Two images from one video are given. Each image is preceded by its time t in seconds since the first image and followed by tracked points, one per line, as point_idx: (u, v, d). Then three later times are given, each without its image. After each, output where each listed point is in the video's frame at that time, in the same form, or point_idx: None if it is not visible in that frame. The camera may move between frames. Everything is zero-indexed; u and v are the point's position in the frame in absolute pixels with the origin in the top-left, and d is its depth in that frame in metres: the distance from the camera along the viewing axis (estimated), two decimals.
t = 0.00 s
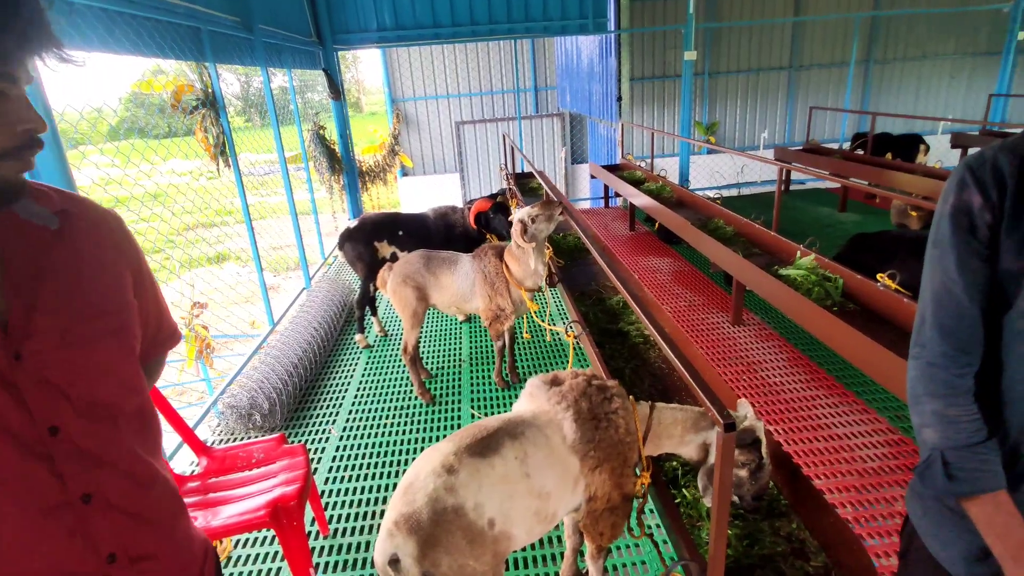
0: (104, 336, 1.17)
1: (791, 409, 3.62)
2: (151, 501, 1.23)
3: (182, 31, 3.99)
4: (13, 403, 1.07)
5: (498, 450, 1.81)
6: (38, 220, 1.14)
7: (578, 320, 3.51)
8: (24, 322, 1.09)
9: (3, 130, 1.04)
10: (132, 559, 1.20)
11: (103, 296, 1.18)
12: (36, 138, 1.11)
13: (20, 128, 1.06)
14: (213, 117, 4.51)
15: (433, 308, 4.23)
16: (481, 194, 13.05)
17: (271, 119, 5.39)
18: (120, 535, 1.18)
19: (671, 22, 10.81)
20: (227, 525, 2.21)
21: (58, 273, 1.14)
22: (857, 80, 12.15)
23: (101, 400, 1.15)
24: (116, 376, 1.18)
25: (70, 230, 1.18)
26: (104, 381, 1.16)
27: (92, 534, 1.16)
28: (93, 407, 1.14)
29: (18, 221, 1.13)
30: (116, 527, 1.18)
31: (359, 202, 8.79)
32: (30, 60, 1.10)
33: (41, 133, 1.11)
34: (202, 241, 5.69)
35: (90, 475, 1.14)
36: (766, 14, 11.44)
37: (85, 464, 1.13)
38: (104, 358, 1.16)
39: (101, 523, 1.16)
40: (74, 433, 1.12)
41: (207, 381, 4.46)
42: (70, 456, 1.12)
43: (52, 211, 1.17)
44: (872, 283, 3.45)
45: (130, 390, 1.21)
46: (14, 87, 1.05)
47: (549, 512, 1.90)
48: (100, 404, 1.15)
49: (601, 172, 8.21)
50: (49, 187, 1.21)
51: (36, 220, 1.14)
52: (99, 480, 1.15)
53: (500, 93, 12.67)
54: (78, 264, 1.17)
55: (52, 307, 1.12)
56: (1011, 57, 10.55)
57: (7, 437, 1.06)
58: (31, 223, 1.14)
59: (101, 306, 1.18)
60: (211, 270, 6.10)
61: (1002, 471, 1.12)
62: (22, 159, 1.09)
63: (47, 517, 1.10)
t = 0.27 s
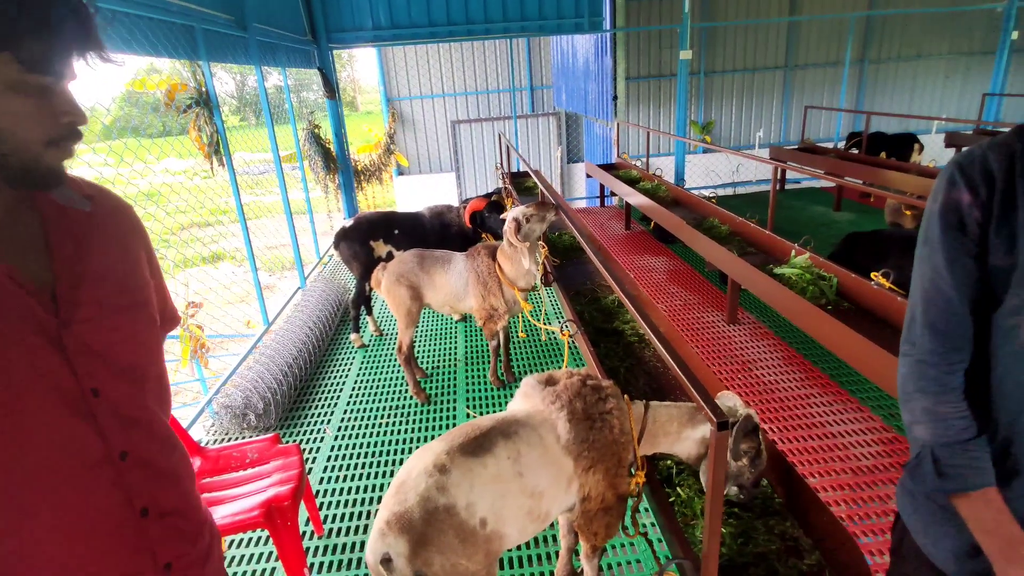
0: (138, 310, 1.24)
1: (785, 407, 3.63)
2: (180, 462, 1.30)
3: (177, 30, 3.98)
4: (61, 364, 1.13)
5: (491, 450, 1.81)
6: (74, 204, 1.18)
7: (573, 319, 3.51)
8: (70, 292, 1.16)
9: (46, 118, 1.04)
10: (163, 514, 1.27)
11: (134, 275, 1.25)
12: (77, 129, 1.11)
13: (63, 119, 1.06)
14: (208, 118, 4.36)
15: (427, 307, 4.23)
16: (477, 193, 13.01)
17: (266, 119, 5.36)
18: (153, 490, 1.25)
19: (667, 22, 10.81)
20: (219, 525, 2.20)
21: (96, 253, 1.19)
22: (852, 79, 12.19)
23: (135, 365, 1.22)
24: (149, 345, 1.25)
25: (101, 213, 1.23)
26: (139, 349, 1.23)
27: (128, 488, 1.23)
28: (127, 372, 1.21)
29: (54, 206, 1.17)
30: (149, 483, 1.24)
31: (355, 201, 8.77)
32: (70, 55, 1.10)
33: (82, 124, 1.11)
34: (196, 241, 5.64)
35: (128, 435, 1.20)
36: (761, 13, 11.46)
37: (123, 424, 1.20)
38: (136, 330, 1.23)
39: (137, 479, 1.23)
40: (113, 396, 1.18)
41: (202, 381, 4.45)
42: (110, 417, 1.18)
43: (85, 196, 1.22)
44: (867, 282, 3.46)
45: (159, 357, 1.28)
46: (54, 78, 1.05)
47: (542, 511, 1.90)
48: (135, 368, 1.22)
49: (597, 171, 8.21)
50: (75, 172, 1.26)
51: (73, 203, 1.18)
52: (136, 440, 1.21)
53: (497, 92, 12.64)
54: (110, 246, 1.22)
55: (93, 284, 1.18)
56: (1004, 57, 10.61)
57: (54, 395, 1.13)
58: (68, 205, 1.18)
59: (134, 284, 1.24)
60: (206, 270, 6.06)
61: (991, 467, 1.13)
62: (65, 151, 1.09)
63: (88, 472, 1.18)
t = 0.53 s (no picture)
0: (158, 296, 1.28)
1: (782, 406, 3.64)
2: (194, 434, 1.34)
3: (173, 27, 3.96)
4: (97, 340, 1.14)
5: (486, 451, 1.80)
6: (96, 198, 1.19)
7: (570, 318, 3.51)
8: (103, 275, 1.17)
9: (79, 120, 1.03)
10: (186, 484, 1.30)
11: (152, 265, 1.28)
12: (105, 131, 1.10)
13: (93, 119, 1.05)
14: (203, 115, 4.38)
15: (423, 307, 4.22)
16: (474, 191, 12.98)
17: (262, 118, 5.34)
18: (177, 461, 1.27)
19: (665, 20, 10.81)
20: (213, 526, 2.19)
21: (119, 245, 1.21)
22: (849, 78, 12.21)
23: (160, 342, 1.25)
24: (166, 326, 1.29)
25: (121, 206, 1.25)
26: (163, 329, 1.26)
27: (157, 459, 1.24)
28: (154, 349, 1.24)
29: (79, 198, 1.17)
30: (176, 453, 1.27)
31: (352, 200, 8.75)
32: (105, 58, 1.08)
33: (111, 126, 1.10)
34: (193, 240, 5.62)
35: (156, 408, 1.23)
36: (759, 12, 11.46)
37: (151, 398, 1.22)
38: (161, 310, 1.27)
39: (165, 451, 1.25)
40: (146, 370, 1.21)
41: (198, 380, 4.43)
42: (142, 390, 1.20)
43: (104, 190, 1.23)
44: (863, 281, 3.47)
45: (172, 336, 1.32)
46: (90, 82, 1.04)
47: (537, 512, 1.90)
48: (158, 345, 1.25)
49: (595, 170, 8.20)
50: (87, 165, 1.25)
51: (96, 198, 1.20)
52: (162, 412, 1.24)
53: (494, 91, 12.62)
54: (134, 236, 1.24)
55: (123, 272, 1.19)
56: (1001, 56, 10.63)
57: (95, 369, 1.12)
58: (90, 199, 1.19)
59: (153, 274, 1.27)
60: (202, 269, 6.04)
61: (984, 465, 1.13)
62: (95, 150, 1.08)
63: (124, 444, 1.17)
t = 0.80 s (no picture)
0: (164, 289, 1.29)
1: (781, 405, 3.63)
2: (197, 426, 1.33)
3: (173, 24, 3.96)
4: (107, 329, 1.13)
5: (486, 449, 1.79)
6: (105, 192, 1.22)
7: (569, 316, 3.51)
8: (115, 266, 1.18)
9: (91, 116, 1.03)
10: (190, 475, 1.28)
11: (159, 258, 1.30)
12: (117, 128, 1.11)
13: (107, 115, 1.06)
14: (202, 112, 4.39)
15: (421, 305, 4.21)
16: (474, 189, 12.94)
17: (261, 115, 5.33)
18: (181, 452, 1.26)
19: (664, 18, 10.79)
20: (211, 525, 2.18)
21: (129, 236, 1.23)
22: (849, 76, 12.20)
23: (163, 335, 1.25)
24: (172, 318, 1.29)
25: (129, 202, 1.27)
26: (166, 322, 1.26)
27: (162, 450, 1.23)
28: (158, 342, 1.23)
29: (91, 193, 1.20)
30: (180, 444, 1.26)
31: (351, 198, 8.73)
32: (120, 57, 1.09)
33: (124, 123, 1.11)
34: (191, 238, 5.60)
35: (161, 399, 1.22)
36: (759, 9, 11.45)
37: (157, 390, 1.21)
38: (165, 305, 1.27)
39: (170, 443, 1.24)
40: (152, 361, 1.20)
41: (197, 378, 4.42)
42: (149, 381, 1.19)
43: (114, 187, 1.25)
44: (863, 279, 3.46)
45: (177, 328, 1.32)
46: (104, 80, 1.05)
47: (538, 510, 1.89)
48: (161, 336, 1.25)
49: (594, 168, 8.19)
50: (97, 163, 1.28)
51: (104, 192, 1.22)
52: (168, 403, 1.23)
53: (494, 88, 12.59)
54: (140, 231, 1.26)
55: (131, 264, 1.21)
56: (1001, 54, 10.63)
57: (103, 358, 1.12)
58: (99, 193, 1.21)
59: (160, 269, 1.29)
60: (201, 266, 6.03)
61: (984, 463, 1.13)
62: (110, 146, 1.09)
63: (129, 434, 1.16)
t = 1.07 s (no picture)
0: (166, 288, 1.28)
1: (781, 403, 3.63)
2: (197, 426, 1.32)
3: (172, 21, 3.96)
4: (108, 329, 1.12)
5: (487, 448, 1.79)
6: (104, 189, 1.21)
7: (569, 314, 3.50)
8: (117, 266, 1.17)
9: (92, 113, 1.03)
10: (189, 476, 1.28)
11: (160, 256, 1.30)
12: (118, 124, 1.10)
13: (107, 111, 1.05)
14: (201, 109, 4.45)
15: (421, 303, 4.20)
16: (474, 187, 12.92)
17: (261, 112, 5.32)
18: (181, 452, 1.25)
19: (665, 15, 10.77)
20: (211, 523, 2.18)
21: (131, 234, 1.22)
22: (849, 75, 12.20)
23: (164, 334, 1.24)
24: (173, 318, 1.28)
25: (129, 199, 1.26)
26: (167, 322, 1.25)
27: (162, 450, 1.22)
28: (159, 342, 1.22)
29: (91, 191, 1.18)
30: (181, 444, 1.25)
31: (351, 196, 8.72)
32: (121, 52, 1.09)
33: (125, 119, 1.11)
34: (191, 235, 5.59)
35: (162, 399, 1.21)
36: (759, 7, 11.43)
37: (158, 390, 1.20)
38: (165, 304, 1.26)
39: (170, 443, 1.23)
40: (152, 361, 1.19)
41: (196, 375, 4.42)
42: (150, 382, 1.18)
43: (114, 184, 1.24)
44: (863, 278, 3.45)
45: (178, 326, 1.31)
46: (105, 76, 1.04)
47: (538, 509, 1.89)
48: (162, 335, 1.24)
49: (594, 166, 8.18)
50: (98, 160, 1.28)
51: (104, 190, 1.21)
52: (169, 403, 1.22)
53: (493, 86, 12.58)
54: (140, 229, 1.25)
55: (132, 263, 1.20)
56: (1002, 53, 10.62)
57: (103, 359, 1.11)
58: (97, 190, 1.20)
59: (161, 266, 1.29)
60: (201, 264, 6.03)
61: (983, 461, 1.13)
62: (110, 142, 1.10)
63: (131, 435, 1.15)
